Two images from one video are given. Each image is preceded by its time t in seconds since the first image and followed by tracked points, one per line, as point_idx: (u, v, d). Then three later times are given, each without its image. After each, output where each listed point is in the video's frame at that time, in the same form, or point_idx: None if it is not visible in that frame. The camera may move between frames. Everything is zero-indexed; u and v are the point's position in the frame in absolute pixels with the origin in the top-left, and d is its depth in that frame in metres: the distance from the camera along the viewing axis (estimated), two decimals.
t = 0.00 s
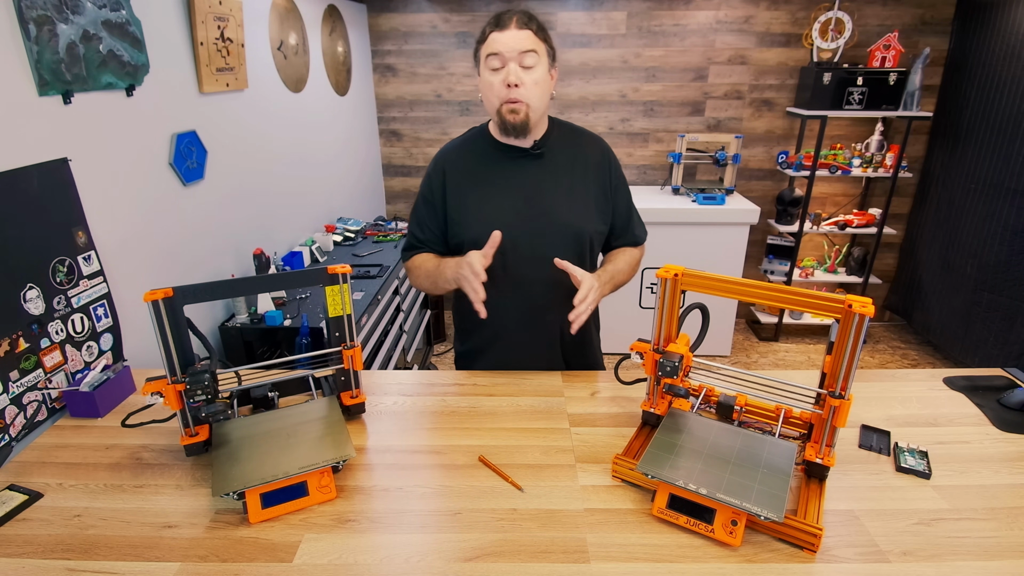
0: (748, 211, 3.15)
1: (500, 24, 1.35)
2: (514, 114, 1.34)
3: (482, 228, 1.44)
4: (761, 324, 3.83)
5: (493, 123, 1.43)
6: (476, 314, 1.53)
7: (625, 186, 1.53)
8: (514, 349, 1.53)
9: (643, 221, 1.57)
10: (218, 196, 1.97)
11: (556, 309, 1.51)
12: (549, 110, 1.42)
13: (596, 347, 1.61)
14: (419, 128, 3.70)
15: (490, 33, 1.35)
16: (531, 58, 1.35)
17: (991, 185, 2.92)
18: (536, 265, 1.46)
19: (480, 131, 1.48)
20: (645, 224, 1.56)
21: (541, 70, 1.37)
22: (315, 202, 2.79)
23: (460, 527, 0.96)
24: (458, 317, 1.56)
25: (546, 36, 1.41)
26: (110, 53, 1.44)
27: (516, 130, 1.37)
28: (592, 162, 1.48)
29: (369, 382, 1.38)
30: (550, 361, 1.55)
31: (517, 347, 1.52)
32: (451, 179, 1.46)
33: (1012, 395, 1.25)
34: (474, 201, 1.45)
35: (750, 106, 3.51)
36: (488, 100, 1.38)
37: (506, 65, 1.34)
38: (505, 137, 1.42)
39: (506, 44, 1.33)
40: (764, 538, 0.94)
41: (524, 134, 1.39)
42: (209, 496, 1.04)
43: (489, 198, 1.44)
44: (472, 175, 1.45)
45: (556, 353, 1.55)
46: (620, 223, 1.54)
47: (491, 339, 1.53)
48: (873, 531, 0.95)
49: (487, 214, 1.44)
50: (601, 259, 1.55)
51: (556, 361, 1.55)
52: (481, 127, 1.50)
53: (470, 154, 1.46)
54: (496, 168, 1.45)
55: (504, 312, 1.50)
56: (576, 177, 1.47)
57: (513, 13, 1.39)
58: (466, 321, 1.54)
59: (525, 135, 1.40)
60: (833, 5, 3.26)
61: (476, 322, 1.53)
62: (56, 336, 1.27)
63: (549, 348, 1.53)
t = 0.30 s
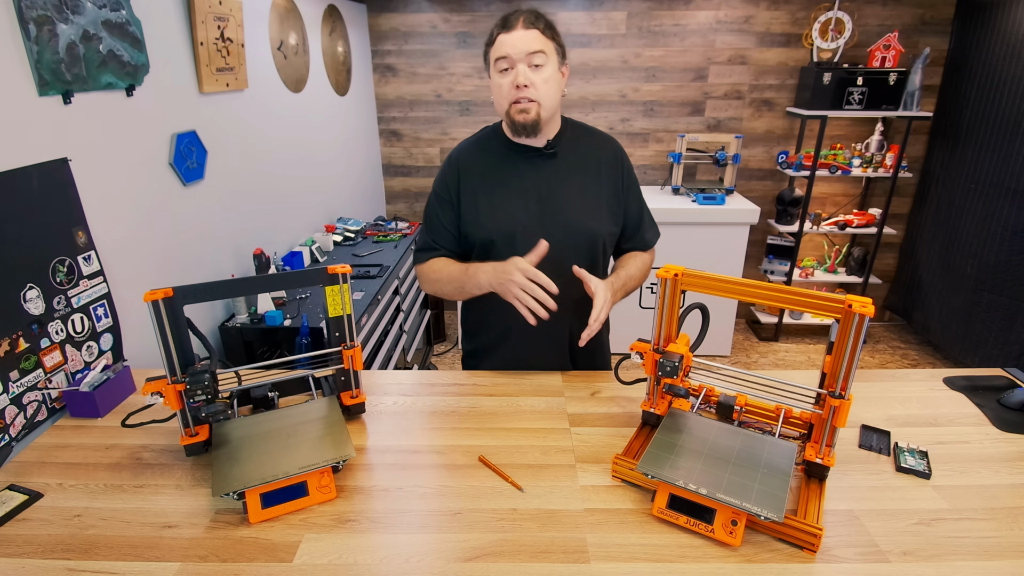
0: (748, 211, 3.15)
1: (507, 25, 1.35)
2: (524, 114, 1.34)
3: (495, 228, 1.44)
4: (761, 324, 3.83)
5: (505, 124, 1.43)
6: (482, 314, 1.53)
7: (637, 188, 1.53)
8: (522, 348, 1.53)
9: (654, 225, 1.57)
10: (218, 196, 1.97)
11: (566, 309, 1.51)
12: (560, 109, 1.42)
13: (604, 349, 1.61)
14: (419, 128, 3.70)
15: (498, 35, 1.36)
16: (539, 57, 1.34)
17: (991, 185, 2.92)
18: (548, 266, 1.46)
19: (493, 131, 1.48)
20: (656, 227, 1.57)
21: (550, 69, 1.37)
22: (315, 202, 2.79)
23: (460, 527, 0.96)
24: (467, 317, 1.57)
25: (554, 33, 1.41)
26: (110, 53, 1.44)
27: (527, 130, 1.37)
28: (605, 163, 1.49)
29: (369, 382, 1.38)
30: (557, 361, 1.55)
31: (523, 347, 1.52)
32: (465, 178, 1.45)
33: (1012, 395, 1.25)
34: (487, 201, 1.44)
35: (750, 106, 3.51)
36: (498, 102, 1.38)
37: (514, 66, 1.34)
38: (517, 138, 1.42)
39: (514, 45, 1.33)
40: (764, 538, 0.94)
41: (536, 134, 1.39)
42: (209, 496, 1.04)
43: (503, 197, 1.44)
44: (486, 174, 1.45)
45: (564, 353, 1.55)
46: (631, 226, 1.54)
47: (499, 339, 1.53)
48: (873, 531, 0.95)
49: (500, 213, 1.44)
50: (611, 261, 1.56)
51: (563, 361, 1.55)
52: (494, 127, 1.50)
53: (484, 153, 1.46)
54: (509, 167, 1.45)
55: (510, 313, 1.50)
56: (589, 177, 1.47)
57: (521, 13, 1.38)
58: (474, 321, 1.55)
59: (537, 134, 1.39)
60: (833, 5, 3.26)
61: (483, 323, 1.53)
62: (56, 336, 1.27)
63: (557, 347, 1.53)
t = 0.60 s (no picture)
0: (748, 211, 3.15)
1: (513, 25, 1.34)
2: (529, 116, 1.34)
3: (500, 231, 1.44)
4: (761, 324, 3.83)
5: (510, 125, 1.44)
6: (489, 315, 1.52)
7: (645, 189, 1.52)
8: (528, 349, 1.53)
9: (663, 227, 1.53)
10: (218, 196, 1.97)
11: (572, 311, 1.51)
12: (565, 110, 1.41)
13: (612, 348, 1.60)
14: (419, 128, 3.70)
15: (504, 36, 1.35)
16: (545, 59, 1.34)
17: (991, 185, 2.92)
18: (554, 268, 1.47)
19: (499, 132, 1.48)
20: (665, 230, 1.53)
21: (556, 69, 1.37)
22: (315, 202, 2.79)
23: (461, 527, 0.96)
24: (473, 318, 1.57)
25: (560, 33, 1.40)
26: (110, 53, 1.44)
27: (532, 131, 1.37)
28: (611, 164, 1.48)
29: (369, 382, 1.38)
30: (563, 361, 1.56)
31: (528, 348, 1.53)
32: (470, 180, 1.46)
33: (1012, 395, 1.25)
34: (492, 203, 1.45)
35: (750, 106, 3.51)
36: (503, 103, 1.38)
37: (520, 67, 1.34)
38: (522, 139, 1.43)
39: (519, 47, 1.32)
40: (764, 538, 0.94)
41: (541, 136, 1.39)
42: (209, 496, 1.04)
43: (508, 200, 1.44)
44: (491, 177, 1.45)
45: (570, 354, 1.56)
46: (639, 227, 1.53)
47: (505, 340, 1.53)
48: (873, 531, 0.95)
49: (505, 216, 1.44)
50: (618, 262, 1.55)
51: (568, 363, 1.56)
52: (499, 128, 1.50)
53: (490, 155, 1.46)
54: (515, 169, 1.45)
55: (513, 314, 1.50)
56: (595, 179, 1.47)
57: (527, 12, 1.38)
58: (480, 322, 1.55)
59: (542, 136, 1.39)
60: (833, 5, 3.26)
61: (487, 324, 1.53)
62: (56, 336, 1.27)
63: (563, 348, 1.54)
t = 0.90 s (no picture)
0: (748, 211, 3.15)
1: (515, 23, 1.34)
2: (528, 116, 1.35)
3: (498, 233, 1.44)
4: (761, 324, 3.83)
5: (507, 125, 1.43)
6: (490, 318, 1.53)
7: (645, 189, 1.50)
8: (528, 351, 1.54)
9: (665, 227, 1.50)
10: (218, 196, 1.97)
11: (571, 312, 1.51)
12: (564, 111, 1.42)
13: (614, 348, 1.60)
14: (419, 128, 3.70)
15: (506, 34, 1.34)
16: (546, 59, 1.34)
17: (991, 185, 2.92)
18: (551, 270, 1.47)
19: (497, 135, 1.48)
20: (667, 230, 1.50)
21: (556, 71, 1.37)
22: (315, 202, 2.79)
23: (461, 527, 0.96)
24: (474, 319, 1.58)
25: (561, 34, 1.40)
26: (110, 53, 1.44)
27: (530, 131, 1.37)
28: (609, 164, 1.47)
29: (369, 382, 1.38)
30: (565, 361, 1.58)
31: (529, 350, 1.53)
32: (468, 183, 1.47)
33: (1012, 395, 1.25)
34: (489, 206, 1.45)
35: (750, 106, 3.51)
36: (502, 101, 1.38)
37: (521, 66, 1.34)
38: (519, 140, 1.43)
39: (521, 45, 1.32)
40: (764, 538, 0.94)
41: (538, 136, 1.39)
42: (209, 496, 1.04)
43: (505, 202, 1.45)
44: (488, 179, 1.46)
45: (571, 354, 1.57)
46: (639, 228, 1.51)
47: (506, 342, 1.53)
48: (873, 531, 0.95)
49: (502, 218, 1.44)
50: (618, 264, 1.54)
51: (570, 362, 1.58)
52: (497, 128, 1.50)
53: (487, 158, 1.46)
54: (511, 172, 1.45)
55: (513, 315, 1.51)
56: (592, 180, 1.46)
57: (529, 11, 1.38)
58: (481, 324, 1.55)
59: (540, 136, 1.39)
60: (833, 5, 3.26)
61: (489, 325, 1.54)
62: (56, 336, 1.27)
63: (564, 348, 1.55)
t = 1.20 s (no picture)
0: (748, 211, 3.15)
1: (514, 22, 1.33)
2: (521, 117, 1.35)
3: (488, 235, 1.44)
4: (761, 324, 3.83)
5: (497, 124, 1.43)
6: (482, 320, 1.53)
7: (634, 190, 1.50)
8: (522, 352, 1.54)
9: (654, 230, 1.51)
10: (217, 196, 1.97)
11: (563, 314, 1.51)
12: (555, 113, 1.42)
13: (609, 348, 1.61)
14: (419, 128, 3.70)
15: (504, 32, 1.34)
16: (542, 60, 1.34)
17: (991, 185, 2.92)
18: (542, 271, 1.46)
19: (488, 137, 1.48)
20: (656, 233, 1.51)
21: (551, 73, 1.37)
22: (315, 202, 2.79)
23: (460, 527, 0.96)
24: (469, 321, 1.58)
25: (557, 36, 1.41)
26: (110, 53, 1.44)
27: (522, 131, 1.37)
28: (598, 165, 1.47)
29: (369, 382, 1.38)
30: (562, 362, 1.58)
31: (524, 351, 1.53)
32: (458, 187, 1.47)
33: (1012, 395, 1.25)
34: (479, 208, 1.45)
35: (750, 106, 3.51)
36: (496, 99, 1.37)
37: (517, 65, 1.33)
38: (509, 140, 1.42)
39: (519, 44, 1.32)
40: (764, 538, 0.94)
41: (530, 137, 1.39)
42: (209, 496, 1.04)
43: (495, 204, 1.44)
44: (478, 182, 1.46)
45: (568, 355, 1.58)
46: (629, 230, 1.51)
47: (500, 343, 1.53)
48: (873, 531, 0.95)
49: (492, 221, 1.44)
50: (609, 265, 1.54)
51: (567, 362, 1.58)
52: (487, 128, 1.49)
53: (477, 160, 1.46)
54: (501, 174, 1.45)
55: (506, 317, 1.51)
56: (582, 181, 1.46)
57: (527, 12, 1.37)
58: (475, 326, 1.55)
59: (531, 138, 1.39)
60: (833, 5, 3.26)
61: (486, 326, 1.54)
62: (56, 336, 1.27)
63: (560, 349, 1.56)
